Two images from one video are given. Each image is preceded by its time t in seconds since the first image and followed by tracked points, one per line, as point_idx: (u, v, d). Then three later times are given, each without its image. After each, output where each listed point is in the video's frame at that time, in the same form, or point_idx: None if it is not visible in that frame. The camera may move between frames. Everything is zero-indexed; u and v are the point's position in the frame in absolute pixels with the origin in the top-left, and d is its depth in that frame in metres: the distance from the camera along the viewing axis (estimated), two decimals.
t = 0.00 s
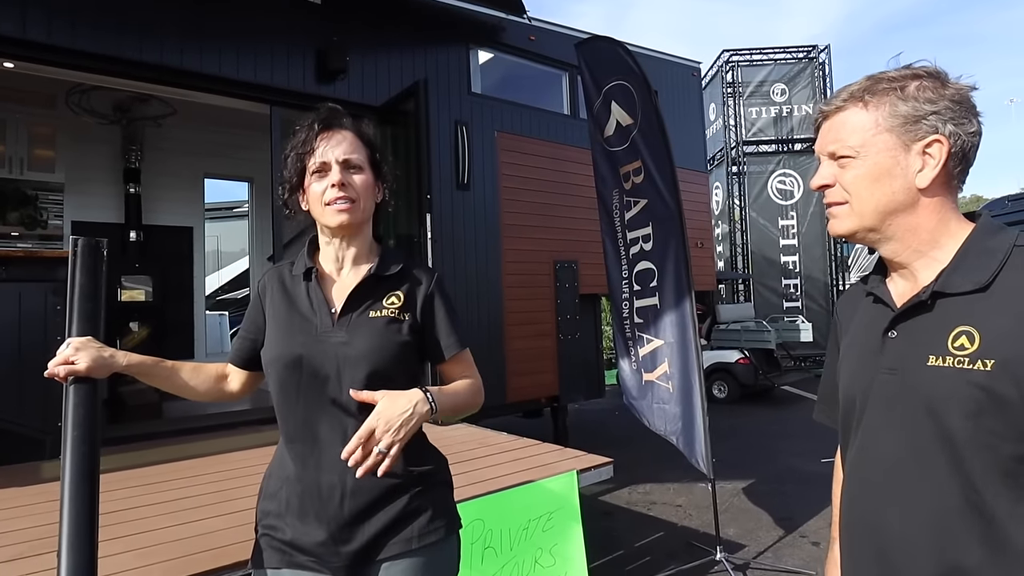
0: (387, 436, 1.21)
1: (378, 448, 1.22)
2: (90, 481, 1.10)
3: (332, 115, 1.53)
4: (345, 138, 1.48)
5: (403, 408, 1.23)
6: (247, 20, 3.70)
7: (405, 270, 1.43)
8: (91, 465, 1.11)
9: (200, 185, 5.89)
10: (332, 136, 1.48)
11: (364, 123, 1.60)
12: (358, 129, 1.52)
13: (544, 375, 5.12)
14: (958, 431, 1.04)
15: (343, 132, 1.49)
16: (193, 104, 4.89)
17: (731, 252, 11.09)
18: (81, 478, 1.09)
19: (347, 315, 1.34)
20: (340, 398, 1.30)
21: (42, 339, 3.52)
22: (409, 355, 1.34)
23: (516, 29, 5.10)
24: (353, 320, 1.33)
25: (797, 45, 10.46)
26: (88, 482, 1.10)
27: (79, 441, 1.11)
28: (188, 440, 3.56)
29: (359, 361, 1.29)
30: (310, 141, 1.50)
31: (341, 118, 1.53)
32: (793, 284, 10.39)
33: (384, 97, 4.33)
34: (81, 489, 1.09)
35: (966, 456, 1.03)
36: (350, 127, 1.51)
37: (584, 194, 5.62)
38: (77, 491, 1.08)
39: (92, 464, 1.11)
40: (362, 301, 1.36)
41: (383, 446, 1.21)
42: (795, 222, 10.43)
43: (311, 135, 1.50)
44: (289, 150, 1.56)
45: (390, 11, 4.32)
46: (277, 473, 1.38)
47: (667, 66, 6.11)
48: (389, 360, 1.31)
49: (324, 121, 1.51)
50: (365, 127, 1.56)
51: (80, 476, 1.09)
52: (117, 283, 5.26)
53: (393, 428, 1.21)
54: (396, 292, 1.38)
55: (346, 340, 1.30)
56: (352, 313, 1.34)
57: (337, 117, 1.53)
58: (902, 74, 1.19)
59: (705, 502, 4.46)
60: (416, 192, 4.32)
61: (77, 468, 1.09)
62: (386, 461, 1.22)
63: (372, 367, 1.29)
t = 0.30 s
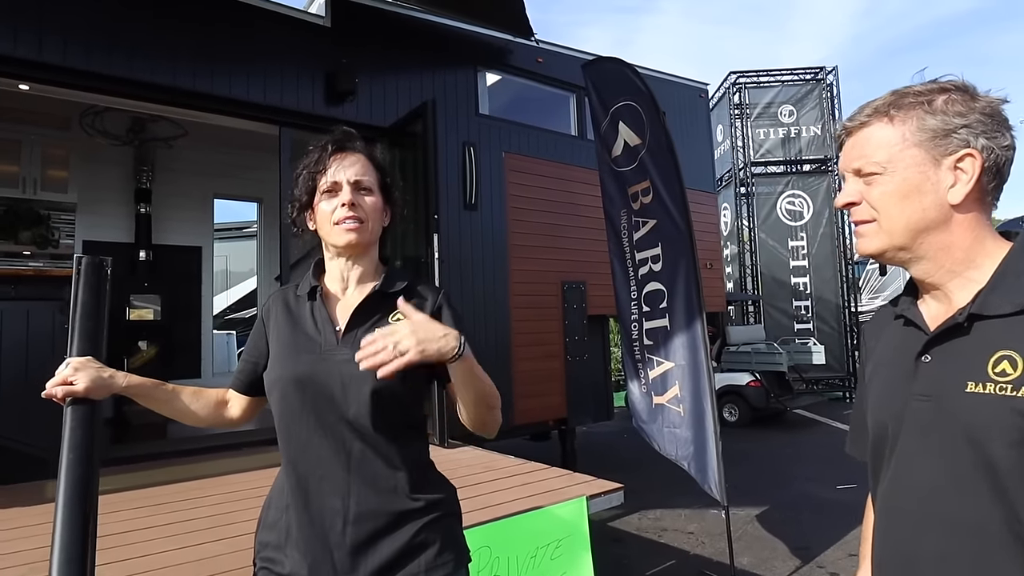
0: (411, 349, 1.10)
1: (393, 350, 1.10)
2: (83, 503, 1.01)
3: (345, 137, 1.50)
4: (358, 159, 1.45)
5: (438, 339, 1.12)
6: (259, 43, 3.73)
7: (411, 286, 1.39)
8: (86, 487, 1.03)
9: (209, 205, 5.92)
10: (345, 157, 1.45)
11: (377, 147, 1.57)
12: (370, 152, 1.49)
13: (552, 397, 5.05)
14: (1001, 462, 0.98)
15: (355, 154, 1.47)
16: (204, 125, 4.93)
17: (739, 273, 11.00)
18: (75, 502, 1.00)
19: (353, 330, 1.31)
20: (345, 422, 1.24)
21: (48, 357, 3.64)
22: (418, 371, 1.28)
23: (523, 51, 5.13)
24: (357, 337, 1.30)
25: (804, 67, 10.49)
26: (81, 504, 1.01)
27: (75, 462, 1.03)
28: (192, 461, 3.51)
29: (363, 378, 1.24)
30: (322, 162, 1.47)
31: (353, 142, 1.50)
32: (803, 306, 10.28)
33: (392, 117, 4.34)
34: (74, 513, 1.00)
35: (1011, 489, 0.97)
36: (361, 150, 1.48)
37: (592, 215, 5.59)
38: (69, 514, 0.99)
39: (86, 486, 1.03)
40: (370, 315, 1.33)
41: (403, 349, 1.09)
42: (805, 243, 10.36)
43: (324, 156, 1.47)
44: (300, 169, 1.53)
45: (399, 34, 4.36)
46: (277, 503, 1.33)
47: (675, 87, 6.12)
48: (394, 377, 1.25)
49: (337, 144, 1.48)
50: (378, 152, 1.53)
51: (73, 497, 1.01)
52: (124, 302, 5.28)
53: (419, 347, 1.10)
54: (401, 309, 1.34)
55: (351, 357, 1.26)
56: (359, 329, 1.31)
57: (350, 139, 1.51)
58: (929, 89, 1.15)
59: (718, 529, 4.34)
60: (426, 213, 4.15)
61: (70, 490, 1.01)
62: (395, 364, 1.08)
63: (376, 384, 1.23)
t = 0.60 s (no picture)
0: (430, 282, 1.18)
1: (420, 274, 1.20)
2: (82, 511, 0.97)
3: (343, 130, 1.46)
4: (357, 154, 1.40)
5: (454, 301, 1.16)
6: (263, 45, 3.71)
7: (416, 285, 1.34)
8: (85, 493, 0.98)
9: (215, 210, 5.89)
10: (344, 153, 1.40)
11: (377, 138, 1.52)
12: (370, 145, 1.44)
13: (558, 400, 4.99)
14: None
15: (354, 148, 1.41)
16: (208, 128, 4.93)
17: (747, 275, 10.92)
18: (73, 509, 0.96)
19: (357, 331, 1.25)
20: (351, 423, 1.20)
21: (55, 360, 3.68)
22: (423, 371, 1.22)
23: (529, 51, 5.10)
24: (363, 337, 1.24)
25: (812, 67, 10.42)
26: (80, 512, 0.96)
27: (73, 468, 0.99)
28: (197, 464, 3.48)
29: (369, 379, 1.19)
30: (319, 159, 1.42)
31: (352, 134, 1.46)
32: (812, 308, 10.20)
33: (397, 119, 4.32)
34: (71, 522, 0.95)
35: None
36: (361, 142, 1.43)
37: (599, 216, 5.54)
38: (67, 524, 0.95)
39: (86, 493, 0.98)
40: (373, 315, 1.28)
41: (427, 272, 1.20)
42: (813, 244, 10.28)
43: (321, 152, 1.43)
44: (297, 166, 1.49)
45: (403, 34, 4.33)
46: (283, 507, 1.29)
47: (683, 87, 6.08)
48: (401, 377, 1.20)
49: (335, 137, 1.44)
50: (378, 143, 1.49)
51: (71, 504, 0.97)
52: (130, 306, 5.28)
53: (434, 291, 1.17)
54: (408, 307, 1.29)
55: (356, 358, 1.21)
56: (363, 329, 1.25)
57: (350, 132, 1.46)
58: (961, 75, 1.17)
59: (727, 533, 4.27)
60: (430, 213, 4.18)
61: (68, 498, 0.96)
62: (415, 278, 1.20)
63: (384, 385, 1.19)
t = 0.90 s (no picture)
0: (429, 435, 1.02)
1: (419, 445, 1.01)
2: (88, 517, 0.95)
3: (347, 128, 1.42)
4: (364, 155, 1.38)
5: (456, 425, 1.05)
6: (269, 48, 3.71)
7: (428, 289, 1.32)
8: (92, 499, 0.96)
9: (224, 214, 5.90)
10: (350, 153, 1.38)
11: (385, 134, 1.49)
12: (376, 142, 1.42)
13: (569, 402, 4.96)
14: None
15: (360, 148, 1.39)
16: (216, 133, 4.94)
17: (757, 276, 10.84)
18: (79, 515, 0.94)
19: (368, 334, 1.24)
20: (360, 427, 1.18)
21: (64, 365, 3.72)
22: (433, 376, 1.21)
23: (535, 52, 5.08)
24: (373, 341, 1.22)
25: (820, 65, 10.34)
26: (86, 517, 0.94)
27: (79, 473, 0.97)
28: (207, 469, 3.47)
29: (380, 385, 1.17)
30: (325, 160, 1.39)
31: (358, 131, 1.42)
32: (823, 308, 10.11)
33: (405, 121, 4.32)
34: (77, 527, 0.93)
35: None
36: (368, 140, 1.41)
37: (607, 217, 5.51)
38: (73, 529, 0.93)
39: (92, 498, 0.96)
40: (384, 319, 1.26)
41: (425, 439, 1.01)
42: (824, 244, 10.19)
43: (325, 153, 1.40)
44: (301, 167, 1.46)
45: (409, 36, 4.32)
46: (292, 511, 1.27)
47: (691, 86, 6.04)
48: (413, 383, 1.18)
49: (339, 136, 1.41)
50: (385, 139, 1.46)
51: (77, 510, 0.95)
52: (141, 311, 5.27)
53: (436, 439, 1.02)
54: (419, 312, 1.27)
55: (366, 363, 1.19)
56: (373, 333, 1.23)
57: (354, 128, 1.43)
58: (984, 62, 1.14)
59: (740, 535, 4.22)
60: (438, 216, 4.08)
61: (74, 503, 0.95)
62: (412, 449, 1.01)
63: (398, 393, 1.17)
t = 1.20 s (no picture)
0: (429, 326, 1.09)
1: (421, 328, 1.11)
2: (89, 520, 0.94)
3: (358, 120, 1.44)
4: (372, 144, 1.38)
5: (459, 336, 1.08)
6: (273, 51, 3.71)
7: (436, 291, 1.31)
8: (93, 502, 0.96)
9: (228, 216, 5.93)
10: (357, 142, 1.38)
11: (393, 130, 1.49)
12: (384, 135, 1.42)
13: (573, 404, 4.94)
14: None
15: (368, 138, 1.39)
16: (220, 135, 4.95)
17: (762, 278, 10.81)
18: (80, 518, 0.94)
19: (375, 336, 1.23)
20: (365, 430, 1.17)
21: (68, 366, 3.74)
22: (442, 379, 1.20)
23: (540, 54, 5.06)
24: (379, 345, 1.22)
25: (825, 68, 10.31)
26: (87, 521, 0.94)
27: (79, 476, 0.97)
28: (210, 472, 3.47)
29: (387, 389, 1.16)
30: (333, 147, 1.40)
31: (366, 122, 1.43)
32: (827, 310, 10.06)
33: (409, 123, 4.31)
34: (78, 532, 0.93)
35: None
36: (375, 133, 1.41)
37: (611, 219, 5.50)
38: (73, 533, 0.92)
39: (93, 502, 0.96)
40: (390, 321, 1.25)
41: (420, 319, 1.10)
42: (828, 246, 10.15)
43: (335, 140, 1.41)
44: (309, 158, 1.46)
45: (414, 38, 4.32)
46: (295, 514, 1.26)
47: (696, 89, 6.03)
48: (420, 386, 1.17)
49: (349, 127, 1.42)
50: (394, 134, 1.46)
51: (78, 513, 0.94)
52: (144, 313, 5.32)
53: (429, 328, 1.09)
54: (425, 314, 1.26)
55: (373, 367, 1.18)
56: (380, 337, 1.22)
57: (362, 121, 1.44)
58: (996, 63, 1.13)
59: (746, 538, 4.19)
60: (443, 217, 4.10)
61: (76, 506, 0.94)
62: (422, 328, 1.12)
63: (404, 396, 1.16)
